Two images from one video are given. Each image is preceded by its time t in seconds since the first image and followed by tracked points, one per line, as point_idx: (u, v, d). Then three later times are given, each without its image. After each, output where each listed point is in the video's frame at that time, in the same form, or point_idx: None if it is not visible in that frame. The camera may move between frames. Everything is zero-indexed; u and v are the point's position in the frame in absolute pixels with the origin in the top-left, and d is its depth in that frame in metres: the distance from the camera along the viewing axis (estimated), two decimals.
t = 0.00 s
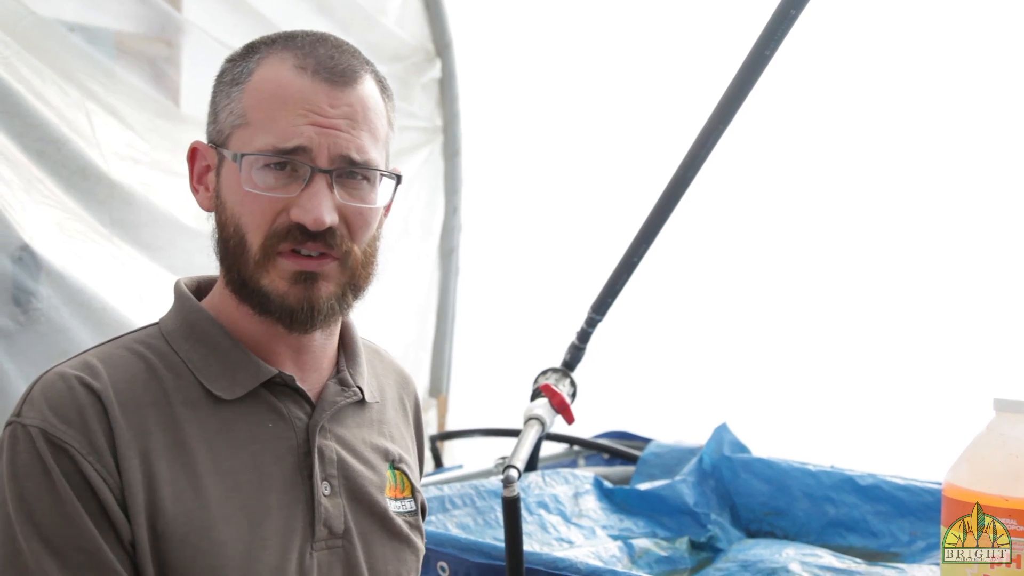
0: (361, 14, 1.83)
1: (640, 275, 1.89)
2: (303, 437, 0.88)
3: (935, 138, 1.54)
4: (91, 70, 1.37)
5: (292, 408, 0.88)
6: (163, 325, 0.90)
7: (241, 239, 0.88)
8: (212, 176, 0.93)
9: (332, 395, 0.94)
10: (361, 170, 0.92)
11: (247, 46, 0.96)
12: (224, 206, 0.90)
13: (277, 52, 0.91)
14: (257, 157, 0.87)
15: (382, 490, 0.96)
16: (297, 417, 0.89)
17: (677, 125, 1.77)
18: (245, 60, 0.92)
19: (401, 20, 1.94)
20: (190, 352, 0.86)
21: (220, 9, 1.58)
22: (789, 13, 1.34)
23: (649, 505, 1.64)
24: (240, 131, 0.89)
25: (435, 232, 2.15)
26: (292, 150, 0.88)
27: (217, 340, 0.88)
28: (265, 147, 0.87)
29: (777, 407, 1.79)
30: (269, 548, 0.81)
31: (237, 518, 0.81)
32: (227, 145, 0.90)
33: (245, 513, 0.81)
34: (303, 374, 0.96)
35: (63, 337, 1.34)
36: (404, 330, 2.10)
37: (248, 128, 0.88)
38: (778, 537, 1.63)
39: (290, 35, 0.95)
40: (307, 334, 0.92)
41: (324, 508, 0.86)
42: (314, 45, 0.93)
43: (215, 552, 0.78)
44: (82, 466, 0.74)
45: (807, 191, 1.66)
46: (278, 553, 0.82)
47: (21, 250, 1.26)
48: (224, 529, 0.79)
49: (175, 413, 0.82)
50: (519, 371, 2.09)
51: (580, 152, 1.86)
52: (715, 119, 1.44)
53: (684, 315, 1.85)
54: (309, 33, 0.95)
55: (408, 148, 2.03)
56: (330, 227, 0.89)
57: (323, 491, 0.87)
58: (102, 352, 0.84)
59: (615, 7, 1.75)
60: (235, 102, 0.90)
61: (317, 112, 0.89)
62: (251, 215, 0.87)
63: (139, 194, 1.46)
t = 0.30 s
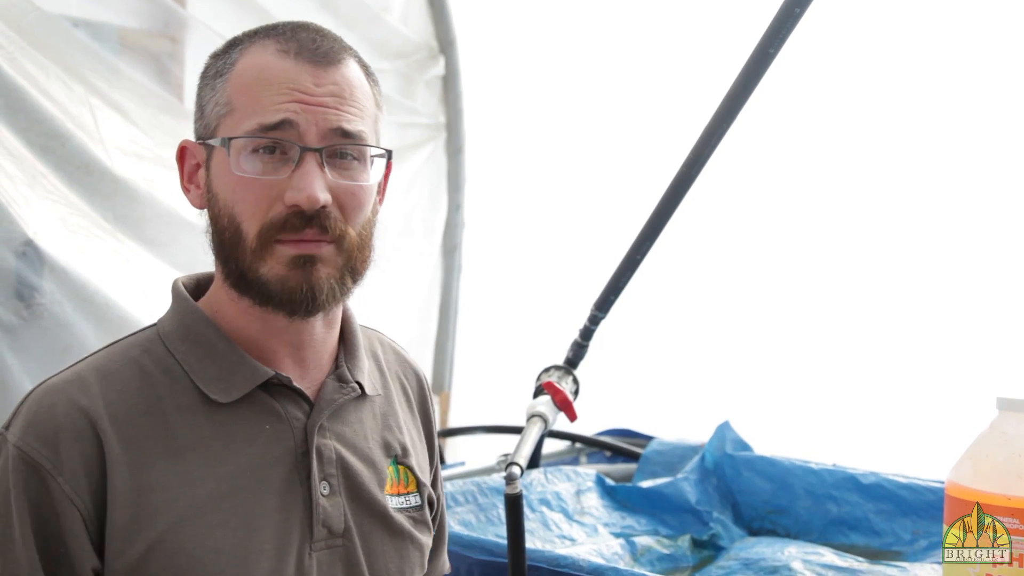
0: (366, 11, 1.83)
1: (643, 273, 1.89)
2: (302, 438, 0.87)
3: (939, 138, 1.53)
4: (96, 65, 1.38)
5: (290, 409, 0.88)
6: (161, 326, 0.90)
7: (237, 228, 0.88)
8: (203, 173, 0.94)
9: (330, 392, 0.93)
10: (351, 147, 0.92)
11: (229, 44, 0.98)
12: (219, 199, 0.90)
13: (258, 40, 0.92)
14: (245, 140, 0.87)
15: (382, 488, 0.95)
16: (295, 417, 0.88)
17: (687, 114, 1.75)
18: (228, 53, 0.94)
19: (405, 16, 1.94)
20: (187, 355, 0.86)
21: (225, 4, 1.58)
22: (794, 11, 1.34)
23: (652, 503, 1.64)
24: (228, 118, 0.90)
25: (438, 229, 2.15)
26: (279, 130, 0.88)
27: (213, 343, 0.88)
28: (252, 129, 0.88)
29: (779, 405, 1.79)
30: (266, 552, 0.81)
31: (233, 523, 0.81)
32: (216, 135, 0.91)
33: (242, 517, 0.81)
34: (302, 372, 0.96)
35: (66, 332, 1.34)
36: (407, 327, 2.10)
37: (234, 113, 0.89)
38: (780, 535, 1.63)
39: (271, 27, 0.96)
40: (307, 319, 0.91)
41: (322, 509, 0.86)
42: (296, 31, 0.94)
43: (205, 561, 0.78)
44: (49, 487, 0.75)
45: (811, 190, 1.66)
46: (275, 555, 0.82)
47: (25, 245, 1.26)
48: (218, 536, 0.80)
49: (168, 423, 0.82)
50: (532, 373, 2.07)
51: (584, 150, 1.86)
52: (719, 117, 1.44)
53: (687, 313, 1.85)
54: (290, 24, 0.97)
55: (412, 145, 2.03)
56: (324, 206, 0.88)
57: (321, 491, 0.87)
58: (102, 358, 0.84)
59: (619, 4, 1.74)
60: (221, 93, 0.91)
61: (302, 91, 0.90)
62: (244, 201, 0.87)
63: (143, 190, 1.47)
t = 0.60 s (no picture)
0: (367, 9, 1.83)
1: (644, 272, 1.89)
2: (299, 430, 0.88)
3: (941, 137, 1.53)
4: (97, 62, 1.37)
5: (286, 403, 0.88)
6: (158, 328, 0.90)
7: (248, 240, 0.88)
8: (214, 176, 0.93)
9: (325, 386, 0.93)
10: (367, 171, 0.93)
11: (249, 46, 0.96)
12: (230, 207, 0.90)
13: (283, 53, 0.91)
14: (266, 157, 0.87)
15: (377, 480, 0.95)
16: (292, 411, 0.88)
17: (681, 124, 1.77)
18: (249, 61, 0.92)
19: (406, 15, 1.93)
20: (185, 353, 0.86)
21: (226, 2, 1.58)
22: (795, 11, 1.33)
23: (652, 501, 1.64)
24: (248, 132, 0.89)
25: (438, 227, 2.15)
26: (299, 151, 0.88)
27: (211, 340, 0.87)
28: (273, 147, 0.87)
29: (780, 404, 1.79)
30: (269, 541, 0.81)
31: (236, 514, 0.80)
32: (234, 145, 0.90)
33: (245, 509, 0.81)
34: (298, 369, 0.96)
35: (67, 329, 1.34)
36: (407, 325, 2.11)
37: (255, 128, 0.88)
38: (780, 534, 1.63)
39: (293, 37, 0.95)
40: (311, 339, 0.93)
41: (322, 499, 0.86)
42: (320, 47, 0.93)
43: (208, 551, 0.78)
44: (44, 484, 0.74)
45: (812, 189, 1.66)
46: (279, 544, 0.82)
47: (26, 242, 1.26)
48: (221, 526, 0.79)
49: (168, 419, 0.81)
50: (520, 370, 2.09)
51: (585, 148, 1.86)
52: (720, 116, 1.44)
53: (688, 312, 1.85)
54: (313, 35, 0.96)
55: (413, 144, 2.03)
56: (338, 227, 0.89)
57: (320, 482, 0.87)
58: (101, 360, 0.84)
59: (620, 2, 1.74)
60: (241, 104, 0.90)
61: (325, 112, 0.89)
62: (259, 215, 0.88)
63: (144, 188, 1.47)
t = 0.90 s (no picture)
0: (367, 11, 1.83)
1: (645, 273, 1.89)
2: (313, 422, 0.91)
3: (941, 136, 1.53)
4: (98, 65, 1.38)
5: (300, 395, 0.91)
6: (171, 326, 0.91)
7: (248, 232, 0.89)
8: (219, 177, 0.94)
9: (336, 381, 0.96)
10: (362, 164, 0.94)
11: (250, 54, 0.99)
12: (233, 202, 0.91)
13: (279, 55, 0.93)
14: (263, 152, 0.89)
15: (386, 473, 0.98)
16: (305, 403, 0.91)
17: (689, 114, 1.75)
18: (250, 65, 0.95)
19: (406, 16, 1.94)
20: (199, 346, 0.88)
21: (226, 4, 1.58)
22: (795, 11, 1.33)
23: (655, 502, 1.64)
24: (247, 130, 0.91)
25: (439, 229, 2.16)
26: (296, 146, 0.90)
27: (226, 335, 0.90)
28: (270, 142, 0.89)
29: (780, 404, 1.79)
30: (288, 527, 0.84)
31: (260, 499, 0.83)
32: (234, 144, 0.92)
33: (266, 496, 0.84)
34: (309, 364, 0.98)
35: (69, 333, 1.34)
36: (409, 326, 2.11)
37: (253, 126, 0.90)
38: (783, 534, 1.63)
39: (292, 40, 0.97)
40: (311, 323, 0.94)
41: (337, 488, 0.89)
42: (316, 49, 0.95)
43: (237, 535, 0.80)
44: (88, 463, 0.75)
45: (812, 188, 1.66)
46: (298, 531, 0.84)
47: (28, 245, 1.26)
48: (245, 512, 0.81)
49: (192, 407, 0.84)
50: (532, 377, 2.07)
51: (586, 149, 1.86)
52: (720, 117, 1.44)
53: (689, 312, 1.85)
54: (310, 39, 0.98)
55: (413, 145, 2.03)
56: (334, 218, 0.90)
57: (334, 472, 0.90)
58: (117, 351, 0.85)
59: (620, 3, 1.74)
60: (241, 105, 0.92)
61: (320, 108, 0.91)
62: (258, 208, 0.88)
63: (144, 190, 1.47)
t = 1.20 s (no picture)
0: (367, 18, 1.84)
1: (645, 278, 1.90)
2: (323, 432, 0.93)
3: (941, 139, 1.54)
4: (99, 74, 1.38)
5: (310, 406, 0.94)
6: (185, 331, 0.95)
7: (256, 232, 0.92)
8: (223, 187, 0.98)
9: (345, 392, 0.99)
10: (362, 158, 0.98)
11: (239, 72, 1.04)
12: (239, 207, 0.94)
13: (272, 62, 0.97)
14: (266, 152, 0.92)
15: (393, 483, 1.01)
16: (315, 413, 0.94)
17: (685, 124, 1.77)
18: (245, 75, 0.99)
19: (406, 23, 1.95)
20: (213, 354, 0.91)
21: (226, 11, 1.59)
22: (794, 16, 1.34)
23: (657, 507, 1.65)
24: (248, 135, 0.95)
25: (440, 235, 2.16)
26: (298, 143, 0.93)
27: (237, 342, 0.92)
28: (271, 142, 0.93)
29: (781, 408, 1.79)
30: (296, 537, 0.86)
31: (268, 509, 0.86)
32: (236, 151, 0.95)
33: (274, 506, 0.86)
34: (319, 372, 1.01)
35: (70, 341, 1.35)
36: (410, 332, 2.11)
37: (254, 129, 0.94)
38: (785, 539, 1.63)
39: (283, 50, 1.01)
40: (320, 317, 0.96)
41: (345, 497, 0.91)
42: (308, 53, 0.99)
43: (246, 544, 0.82)
44: (104, 470, 0.78)
45: (812, 192, 1.66)
46: (306, 540, 0.87)
47: (30, 253, 1.26)
48: (253, 521, 0.84)
49: (204, 415, 0.87)
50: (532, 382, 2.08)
51: (585, 154, 1.86)
52: (719, 123, 1.45)
53: (690, 317, 1.85)
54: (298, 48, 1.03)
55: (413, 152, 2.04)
56: (340, 210, 0.93)
57: (343, 483, 0.92)
58: (131, 358, 0.89)
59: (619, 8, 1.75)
60: (241, 113, 0.96)
61: (317, 106, 0.95)
62: (265, 207, 0.91)
63: (144, 198, 1.47)
